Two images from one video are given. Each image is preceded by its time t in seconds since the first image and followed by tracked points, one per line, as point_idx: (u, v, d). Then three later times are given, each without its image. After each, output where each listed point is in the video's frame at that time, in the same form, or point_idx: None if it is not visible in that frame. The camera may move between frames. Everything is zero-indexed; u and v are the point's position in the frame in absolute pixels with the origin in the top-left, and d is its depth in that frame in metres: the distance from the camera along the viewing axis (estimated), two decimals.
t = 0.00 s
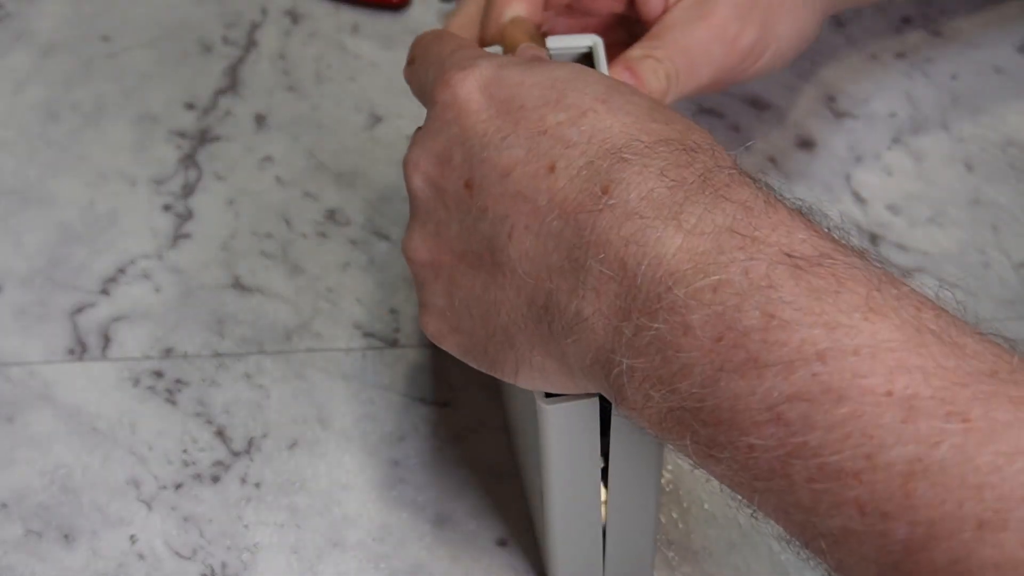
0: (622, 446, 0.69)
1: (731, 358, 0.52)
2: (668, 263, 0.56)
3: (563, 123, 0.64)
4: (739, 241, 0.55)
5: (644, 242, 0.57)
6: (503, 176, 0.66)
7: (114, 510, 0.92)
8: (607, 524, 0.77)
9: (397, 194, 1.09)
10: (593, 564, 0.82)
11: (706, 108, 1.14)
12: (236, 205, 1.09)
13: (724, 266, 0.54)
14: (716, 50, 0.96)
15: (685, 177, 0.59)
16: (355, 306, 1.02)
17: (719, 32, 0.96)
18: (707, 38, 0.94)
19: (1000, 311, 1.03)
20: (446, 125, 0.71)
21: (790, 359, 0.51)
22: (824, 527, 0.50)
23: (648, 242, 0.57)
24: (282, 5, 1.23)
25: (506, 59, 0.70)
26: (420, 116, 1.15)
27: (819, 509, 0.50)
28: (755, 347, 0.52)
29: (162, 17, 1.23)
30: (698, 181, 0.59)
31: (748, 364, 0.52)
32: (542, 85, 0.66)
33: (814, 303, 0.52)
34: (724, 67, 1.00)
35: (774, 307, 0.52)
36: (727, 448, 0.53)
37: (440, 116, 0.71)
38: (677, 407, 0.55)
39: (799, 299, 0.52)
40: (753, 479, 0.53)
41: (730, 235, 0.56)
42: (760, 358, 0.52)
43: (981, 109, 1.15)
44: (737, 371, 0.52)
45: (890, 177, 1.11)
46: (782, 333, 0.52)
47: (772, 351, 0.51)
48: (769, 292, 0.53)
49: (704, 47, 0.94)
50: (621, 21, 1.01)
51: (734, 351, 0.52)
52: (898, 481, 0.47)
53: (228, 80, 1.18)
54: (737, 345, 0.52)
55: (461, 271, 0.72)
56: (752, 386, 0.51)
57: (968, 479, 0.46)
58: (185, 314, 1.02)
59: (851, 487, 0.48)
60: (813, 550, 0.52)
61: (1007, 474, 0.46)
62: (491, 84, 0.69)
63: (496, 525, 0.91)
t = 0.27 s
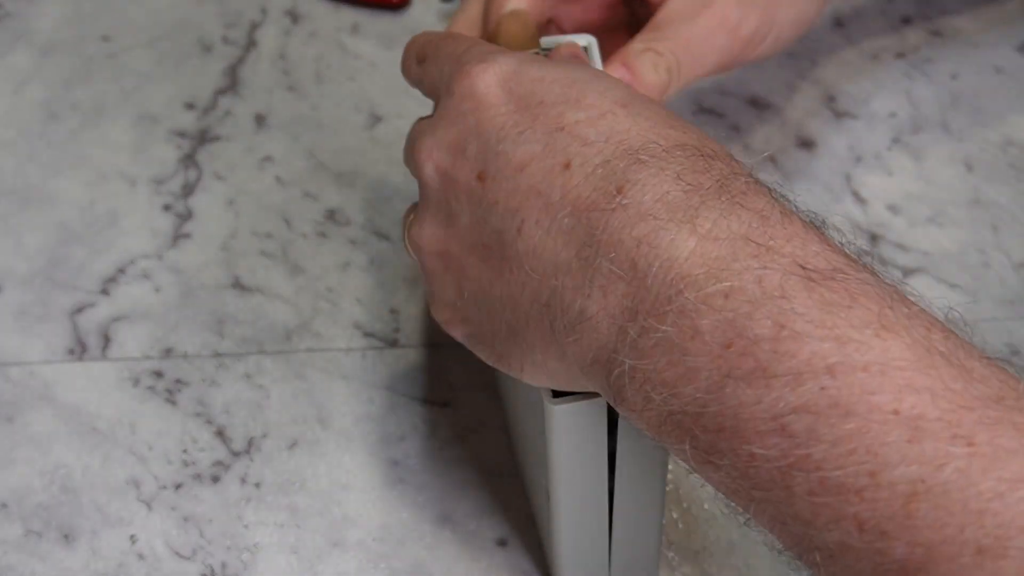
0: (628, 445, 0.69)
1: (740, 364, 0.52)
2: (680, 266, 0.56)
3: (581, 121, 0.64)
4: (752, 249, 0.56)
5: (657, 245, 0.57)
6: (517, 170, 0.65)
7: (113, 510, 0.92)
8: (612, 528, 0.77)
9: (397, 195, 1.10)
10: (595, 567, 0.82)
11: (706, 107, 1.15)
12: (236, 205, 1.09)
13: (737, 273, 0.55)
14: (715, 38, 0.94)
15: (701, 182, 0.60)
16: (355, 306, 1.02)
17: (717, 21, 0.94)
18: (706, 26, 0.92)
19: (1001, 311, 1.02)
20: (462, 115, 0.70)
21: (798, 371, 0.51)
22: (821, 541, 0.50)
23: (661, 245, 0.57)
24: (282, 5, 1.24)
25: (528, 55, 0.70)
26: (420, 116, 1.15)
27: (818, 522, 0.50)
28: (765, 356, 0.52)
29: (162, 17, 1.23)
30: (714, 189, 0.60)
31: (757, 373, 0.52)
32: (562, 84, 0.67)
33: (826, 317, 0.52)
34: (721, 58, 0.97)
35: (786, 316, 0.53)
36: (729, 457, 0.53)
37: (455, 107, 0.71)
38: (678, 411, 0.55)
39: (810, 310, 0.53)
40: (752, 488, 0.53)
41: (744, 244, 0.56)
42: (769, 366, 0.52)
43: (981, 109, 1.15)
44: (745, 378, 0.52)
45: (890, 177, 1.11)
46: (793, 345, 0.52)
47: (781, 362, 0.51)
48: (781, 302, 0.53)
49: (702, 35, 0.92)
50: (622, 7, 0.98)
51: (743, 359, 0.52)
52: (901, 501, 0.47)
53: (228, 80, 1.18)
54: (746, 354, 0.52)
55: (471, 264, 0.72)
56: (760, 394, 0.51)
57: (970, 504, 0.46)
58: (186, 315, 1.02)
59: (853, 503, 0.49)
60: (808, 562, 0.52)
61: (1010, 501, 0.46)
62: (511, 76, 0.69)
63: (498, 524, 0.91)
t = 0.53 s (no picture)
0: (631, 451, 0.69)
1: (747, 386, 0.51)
2: (692, 284, 0.54)
3: (604, 123, 0.61)
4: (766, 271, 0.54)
5: (670, 261, 0.55)
6: (533, 169, 0.62)
7: (112, 510, 0.91)
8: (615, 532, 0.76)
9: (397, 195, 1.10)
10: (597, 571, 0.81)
11: (706, 108, 1.15)
12: (236, 205, 1.09)
13: (750, 295, 0.53)
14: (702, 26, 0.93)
15: (720, 200, 0.58)
16: (355, 306, 1.02)
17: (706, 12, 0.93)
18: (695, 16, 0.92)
19: (1003, 311, 1.01)
20: (479, 98, 0.66)
21: (804, 395, 0.49)
22: (818, 565, 0.50)
23: (675, 261, 0.55)
24: (282, 5, 1.25)
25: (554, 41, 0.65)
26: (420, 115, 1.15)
27: (817, 545, 0.49)
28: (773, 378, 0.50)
29: (161, 17, 1.24)
30: (730, 207, 0.57)
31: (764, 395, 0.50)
32: (585, 80, 0.63)
33: (837, 342, 0.51)
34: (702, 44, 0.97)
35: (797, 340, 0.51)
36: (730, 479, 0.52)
37: (474, 86, 0.66)
38: (680, 429, 0.54)
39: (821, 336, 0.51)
40: (752, 507, 0.52)
41: (760, 266, 0.54)
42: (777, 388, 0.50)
43: (980, 109, 1.15)
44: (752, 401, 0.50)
45: (890, 177, 1.11)
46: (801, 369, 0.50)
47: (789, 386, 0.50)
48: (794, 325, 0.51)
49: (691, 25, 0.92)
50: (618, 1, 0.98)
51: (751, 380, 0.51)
52: (901, 528, 0.47)
53: (228, 80, 1.18)
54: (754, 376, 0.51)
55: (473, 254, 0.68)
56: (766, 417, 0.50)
57: (970, 534, 0.46)
58: (186, 315, 1.02)
59: (853, 527, 0.48)
60: None
61: (1010, 534, 0.46)
62: (532, 68, 0.64)
63: (500, 524, 0.90)
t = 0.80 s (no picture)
0: (632, 448, 0.68)
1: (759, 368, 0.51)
2: (710, 271, 0.54)
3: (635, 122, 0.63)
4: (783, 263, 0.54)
5: (688, 248, 0.56)
6: (562, 155, 0.63)
7: (112, 510, 0.91)
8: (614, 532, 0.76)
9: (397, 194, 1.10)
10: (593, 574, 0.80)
11: (706, 108, 1.15)
12: (236, 205, 1.09)
13: (768, 283, 0.53)
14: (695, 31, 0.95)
15: (743, 200, 0.59)
16: (356, 307, 1.02)
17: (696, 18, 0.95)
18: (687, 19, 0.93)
19: (1003, 310, 1.01)
20: (514, 86, 0.68)
21: (816, 378, 0.49)
22: (817, 551, 0.48)
23: (694, 249, 0.55)
24: (282, 5, 1.26)
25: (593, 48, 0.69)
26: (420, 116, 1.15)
27: (819, 530, 0.48)
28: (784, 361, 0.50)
29: (162, 18, 1.25)
30: (753, 206, 0.59)
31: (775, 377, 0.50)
32: (625, 86, 0.66)
33: (849, 331, 0.51)
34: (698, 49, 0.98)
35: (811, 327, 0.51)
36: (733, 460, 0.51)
37: (512, 74, 0.68)
38: (686, 412, 0.53)
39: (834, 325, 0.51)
40: (753, 493, 0.51)
41: (778, 257, 0.55)
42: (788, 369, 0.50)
43: (980, 109, 1.15)
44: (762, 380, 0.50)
45: (890, 177, 1.10)
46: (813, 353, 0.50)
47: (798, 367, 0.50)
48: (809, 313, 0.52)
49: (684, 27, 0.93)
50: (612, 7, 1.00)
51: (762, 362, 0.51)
52: (905, 511, 0.46)
53: (228, 80, 1.18)
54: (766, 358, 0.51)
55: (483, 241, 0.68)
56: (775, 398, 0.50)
57: (973, 521, 0.45)
58: (186, 315, 1.02)
59: (856, 510, 0.47)
60: None
61: (1013, 524, 0.45)
62: (569, 65, 0.67)
63: (500, 525, 0.90)
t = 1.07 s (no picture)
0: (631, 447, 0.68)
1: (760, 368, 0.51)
2: (713, 272, 0.54)
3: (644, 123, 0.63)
4: (787, 265, 0.55)
5: (691, 249, 0.56)
6: (568, 155, 0.63)
7: (112, 510, 0.91)
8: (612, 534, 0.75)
9: (396, 194, 1.09)
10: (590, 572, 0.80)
11: (707, 108, 1.15)
12: (236, 205, 1.09)
13: (770, 284, 0.53)
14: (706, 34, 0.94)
15: (748, 202, 0.59)
16: (356, 306, 1.02)
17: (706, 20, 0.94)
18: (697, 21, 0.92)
19: (1003, 310, 1.01)
20: (523, 83, 0.67)
21: (815, 375, 0.49)
22: (814, 547, 0.48)
23: (698, 251, 0.56)
24: (282, 5, 1.25)
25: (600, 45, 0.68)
26: (420, 116, 1.15)
27: (815, 526, 0.48)
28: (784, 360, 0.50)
29: (162, 18, 1.25)
30: (758, 209, 0.59)
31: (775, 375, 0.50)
32: (633, 86, 0.65)
33: (850, 330, 0.51)
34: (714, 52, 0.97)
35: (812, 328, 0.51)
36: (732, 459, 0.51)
37: (520, 72, 0.68)
38: (685, 411, 0.53)
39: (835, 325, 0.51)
40: (752, 491, 0.50)
41: (780, 259, 0.55)
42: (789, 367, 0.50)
43: (980, 109, 1.15)
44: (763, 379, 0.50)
45: (891, 177, 1.10)
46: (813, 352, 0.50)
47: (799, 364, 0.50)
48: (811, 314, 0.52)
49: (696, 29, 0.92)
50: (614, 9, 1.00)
51: (763, 362, 0.51)
52: (902, 505, 0.45)
53: (228, 80, 1.18)
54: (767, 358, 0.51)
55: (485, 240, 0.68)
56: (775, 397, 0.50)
57: (970, 514, 0.44)
58: (185, 315, 1.02)
59: (854, 505, 0.46)
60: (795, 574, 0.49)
61: (1010, 514, 0.44)
62: (579, 64, 0.67)
63: (500, 524, 0.90)
